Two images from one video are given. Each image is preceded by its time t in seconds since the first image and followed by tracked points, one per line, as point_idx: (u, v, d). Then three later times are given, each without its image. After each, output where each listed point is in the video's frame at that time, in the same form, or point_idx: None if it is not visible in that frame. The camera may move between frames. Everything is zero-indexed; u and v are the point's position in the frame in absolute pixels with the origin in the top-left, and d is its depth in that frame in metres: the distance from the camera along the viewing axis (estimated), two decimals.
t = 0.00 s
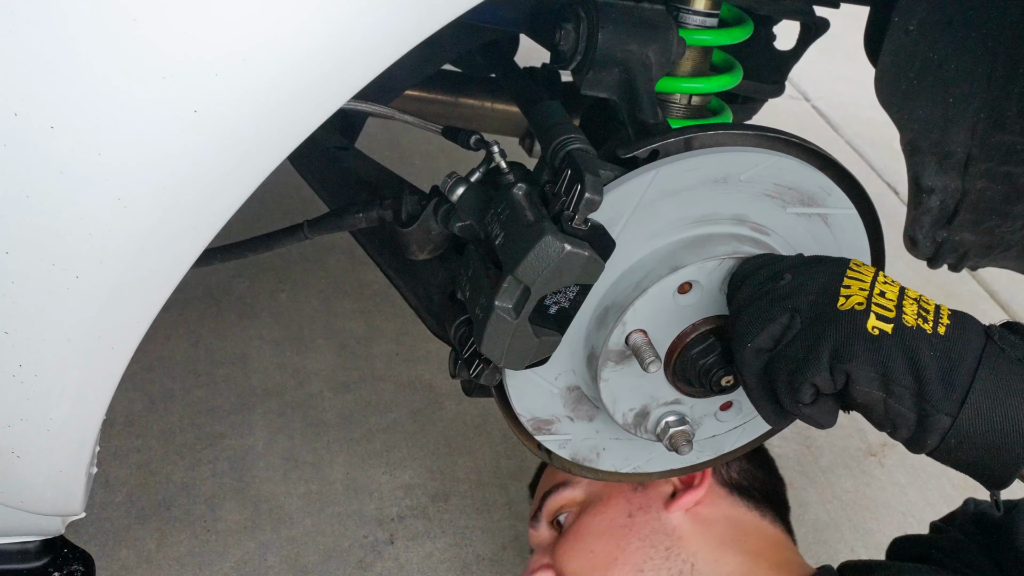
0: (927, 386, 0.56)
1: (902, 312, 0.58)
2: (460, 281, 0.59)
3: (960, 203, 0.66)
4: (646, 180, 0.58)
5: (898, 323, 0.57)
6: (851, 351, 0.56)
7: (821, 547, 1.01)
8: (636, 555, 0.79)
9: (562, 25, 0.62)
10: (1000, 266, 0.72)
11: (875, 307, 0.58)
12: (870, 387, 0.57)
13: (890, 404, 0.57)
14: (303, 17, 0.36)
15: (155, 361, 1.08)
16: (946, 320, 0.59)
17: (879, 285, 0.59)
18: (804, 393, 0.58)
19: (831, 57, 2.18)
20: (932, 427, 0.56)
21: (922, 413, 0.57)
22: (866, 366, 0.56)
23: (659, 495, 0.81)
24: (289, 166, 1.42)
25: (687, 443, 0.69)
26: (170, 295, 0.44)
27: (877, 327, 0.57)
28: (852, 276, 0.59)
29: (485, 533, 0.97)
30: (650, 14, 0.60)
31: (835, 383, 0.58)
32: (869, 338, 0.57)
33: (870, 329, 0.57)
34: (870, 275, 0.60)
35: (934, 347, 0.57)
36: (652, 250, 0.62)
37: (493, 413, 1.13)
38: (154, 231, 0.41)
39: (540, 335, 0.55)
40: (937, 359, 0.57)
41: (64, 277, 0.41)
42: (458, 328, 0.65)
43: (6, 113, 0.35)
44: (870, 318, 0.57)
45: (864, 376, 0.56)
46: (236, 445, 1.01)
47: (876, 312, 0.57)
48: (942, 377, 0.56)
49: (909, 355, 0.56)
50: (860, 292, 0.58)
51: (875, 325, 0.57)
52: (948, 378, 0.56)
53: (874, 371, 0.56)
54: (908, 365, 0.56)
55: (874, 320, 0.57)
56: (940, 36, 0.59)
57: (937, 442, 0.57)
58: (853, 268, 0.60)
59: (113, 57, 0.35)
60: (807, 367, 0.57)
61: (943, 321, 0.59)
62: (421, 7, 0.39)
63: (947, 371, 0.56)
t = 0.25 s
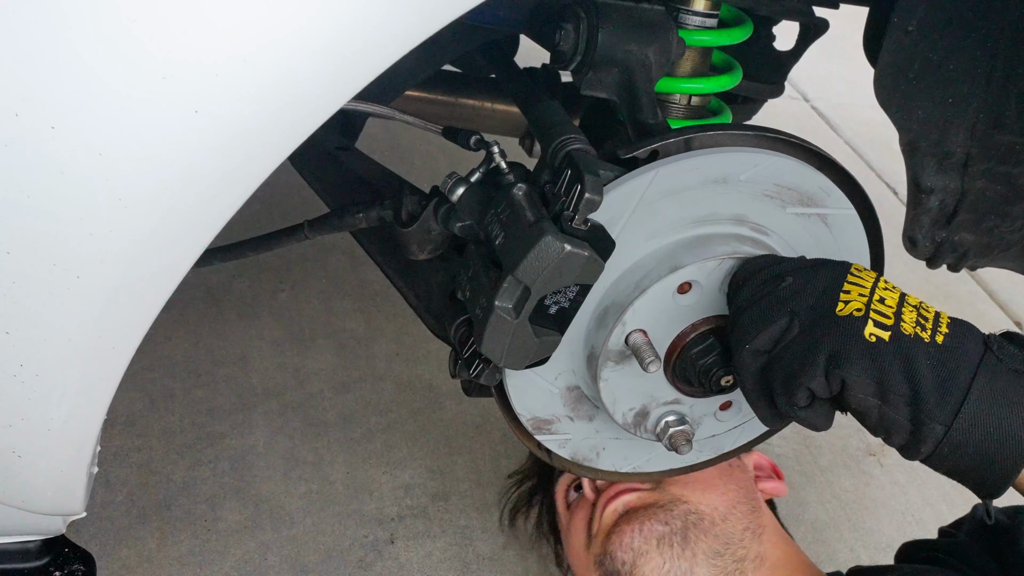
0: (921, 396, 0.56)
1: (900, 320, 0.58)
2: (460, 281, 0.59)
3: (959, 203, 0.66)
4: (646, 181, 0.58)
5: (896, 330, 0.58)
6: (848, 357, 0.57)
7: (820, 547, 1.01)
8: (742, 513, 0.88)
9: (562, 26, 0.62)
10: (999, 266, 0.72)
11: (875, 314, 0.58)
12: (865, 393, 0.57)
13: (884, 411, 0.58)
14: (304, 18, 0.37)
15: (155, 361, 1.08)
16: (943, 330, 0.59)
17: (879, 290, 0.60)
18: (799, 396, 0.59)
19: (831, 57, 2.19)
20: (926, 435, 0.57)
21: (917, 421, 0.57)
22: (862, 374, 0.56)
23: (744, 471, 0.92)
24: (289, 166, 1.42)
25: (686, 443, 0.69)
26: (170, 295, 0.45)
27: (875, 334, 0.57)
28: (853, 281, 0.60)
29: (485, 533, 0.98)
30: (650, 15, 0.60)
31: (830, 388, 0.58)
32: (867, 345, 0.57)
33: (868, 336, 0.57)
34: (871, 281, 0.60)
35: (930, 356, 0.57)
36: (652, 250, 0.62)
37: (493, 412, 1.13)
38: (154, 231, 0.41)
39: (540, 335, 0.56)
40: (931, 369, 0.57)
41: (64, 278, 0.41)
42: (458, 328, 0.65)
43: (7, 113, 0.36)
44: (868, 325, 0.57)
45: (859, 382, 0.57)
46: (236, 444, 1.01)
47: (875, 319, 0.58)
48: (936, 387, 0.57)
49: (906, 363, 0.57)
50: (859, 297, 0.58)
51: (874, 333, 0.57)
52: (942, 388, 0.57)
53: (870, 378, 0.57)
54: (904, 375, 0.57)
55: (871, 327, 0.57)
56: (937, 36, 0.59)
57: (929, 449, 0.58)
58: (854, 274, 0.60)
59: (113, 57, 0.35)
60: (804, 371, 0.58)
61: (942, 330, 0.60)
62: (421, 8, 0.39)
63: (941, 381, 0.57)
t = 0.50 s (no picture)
0: (920, 400, 0.57)
1: (899, 323, 0.59)
2: (460, 281, 0.59)
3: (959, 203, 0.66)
4: (646, 181, 0.59)
5: (896, 335, 0.58)
6: (846, 361, 0.57)
7: (820, 546, 1.02)
8: (750, 511, 0.88)
9: (562, 26, 0.62)
10: (998, 267, 0.72)
11: (874, 318, 0.58)
12: (863, 396, 0.58)
13: (882, 414, 0.59)
14: (304, 18, 0.37)
15: (155, 362, 1.08)
16: (943, 334, 0.60)
17: (880, 294, 0.60)
18: (797, 398, 0.59)
19: (830, 57, 2.19)
20: (923, 440, 0.58)
21: (914, 424, 0.58)
22: (861, 378, 0.57)
23: (755, 471, 0.93)
24: (289, 166, 1.42)
25: (686, 443, 0.70)
26: (171, 295, 0.45)
27: (874, 338, 0.58)
28: (854, 284, 0.60)
29: (485, 533, 0.98)
30: (650, 15, 0.60)
31: (828, 391, 0.59)
32: (866, 348, 0.57)
33: (867, 341, 0.57)
34: (872, 284, 0.60)
35: (929, 360, 0.58)
36: (652, 250, 0.62)
37: (493, 412, 1.13)
38: (155, 231, 0.41)
39: (540, 335, 0.56)
40: (932, 374, 0.57)
41: (64, 278, 0.41)
42: (458, 328, 0.65)
43: (7, 113, 0.36)
44: (867, 329, 0.58)
45: (858, 386, 0.57)
46: (236, 444, 1.01)
47: (875, 323, 0.58)
48: (935, 392, 0.57)
49: (905, 368, 0.57)
50: (860, 300, 0.59)
51: (873, 337, 0.58)
52: (941, 392, 0.57)
53: (868, 382, 0.57)
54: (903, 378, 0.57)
55: (871, 331, 0.58)
56: (937, 36, 0.60)
57: (926, 453, 0.58)
58: (855, 277, 0.60)
59: (112, 57, 0.35)
60: (803, 374, 0.58)
61: (942, 335, 0.60)
62: (421, 9, 0.39)
63: (940, 386, 0.57)
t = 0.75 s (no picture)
0: (908, 411, 0.57)
1: (893, 332, 0.59)
2: (460, 281, 0.59)
3: (959, 203, 0.66)
4: (646, 181, 0.59)
5: (887, 344, 0.58)
6: (834, 368, 0.57)
7: (820, 547, 1.02)
8: (760, 519, 0.89)
9: (562, 26, 0.62)
10: (999, 267, 0.72)
11: (867, 326, 0.58)
12: (850, 404, 0.58)
13: (871, 423, 0.59)
14: (304, 19, 0.37)
15: (154, 362, 1.08)
16: (938, 344, 0.60)
17: (875, 301, 0.60)
18: (786, 404, 0.60)
19: (831, 57, 2.18)
20: (910, 450, 0.58)
21: (901, 435, 0.58)
22: (849, 386, 0.57)
23: (759, 475, 0.93)
24: (289, 166, 1.42)
25: (687, 443, 0.69)
26: (171, 296, 0.45)
27: (864, 347, 0.58)
28: (849, 290, 0.60)
29: (485, 533, 0.98)
30: (651, 15, 0.60)
31: (817, 397, 0.59)
32: (856, 356, 0.57)
33: (857, 349, 0.58)
34: (867, 291, 0.60)
35: (921, 371, 0.58)
36: (653, 250, 0.62)
37: (493, 412, 1.13)
38: (155, 231, 0.41)
39: (540, 335, 0.56)
40: (922, 386, 0.57)
41: (64, 278, 0.41)
42: (458, 328, 0.65)
43: (6, 114, 0.36)
44: (858, 337, 0.58)
45: (845, 394, 0.58)
46: (236, 444, 1.01)
47: (866, 331, 0.58)
48: (924, 404, 0.57)
49: (895, 379, 0.57)
50: (854, 307, 0.59)
51: (864, 345, 0.58)
52: (931, 404, 0.57)
53: (856, 390, 0.57)
54: (893, 388, 0.57)
55: (862, 339, 0.58)
56: (935, 38, 0.59)
57: (913, 464, 0.58)
58: (852, 283, 0.60)
59: (111, 57, 0.35)
60: (792, 379, 0.59)
61: (935, 346, 0.60)
62: (420, 9, 0.39)
63: (930, 398, 0.57)
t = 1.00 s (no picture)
0: (899, 415, 0.57)
1: (887, 335, 0.59)
2: (460, 281, 0.59)
3: (959, 203, 0.66)
4: (646, 181, 0.58)
5: (881, 346, 0.58)
6: (826, 370, 0.58)
7: (820, 547, 1.02)
8: (768, 521, 0.90)
9: (562, 26, 0.62)
10: (998, 267, 0.72)
11: (861, 328, 0.58)
12: (842, 405, 0.58)
13: (862, 426, 0.59)
14: (305, 19, 0.37)
15: (154, 362, 1.08)
16: (932, 349, 0.60)
17: (871, 303, 0.60)
18: (778, 404, 0.60)
19: (831, 57, 2.18)
20: (901, 455, 0.58)
21: (892, 439, 0.58)
22: (841, 388, 0.57)
23: (771, 476, 0.93)
24: (289, 166, 1.42)
25: (687, 443, 0.69)
26: (171, 295, 0.45)
27: (858, 349, 0.58)
28: (845, 292, 0.60)
29: (485, 533, 0.98)
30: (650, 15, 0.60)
31: (809, 398, 0.59)
32: (849, 359, 0.58)
33: (850, 351, 0.58)
34: (864, 293, 0.60)
35: (914, 375, 0.58)
36: (653, 250, 0.62)
37: (493, 412, 1.13)
38: (155, 231, 0.41)
39: (540, 335, 0.56)
40: (914, 390, 0.57)
41: (64, 278, 0.41)
42: (458, 328, 0.65)
43: (6, 114, 0.36)
44: (852, 339, 0.58)
45: (837, 396, 0.58)
46: (236, 445, 1.01)
47: (861, 333, 0.58)
48: (916, 409, 0.57)
49: (887, 382, 0.57)
50: (849, 309, 0.59)
51: (857, 347, 0.58)
52: (923, 408, 0.57)
53: (847, 393, 0.58)
54: (885, 392, 0.57)
55: (855, 342, 0.58)
56: (937, 36, 0.59)
57: (904, 469, 0.58)
58: (848, 285, 0.60)
59: (111, 57, 0.35)
60: (784, 380, 0.59)
61: (931, 349, 0.60)
62: (420, 9, 0.39)
63: (922, 403, 0.57)
